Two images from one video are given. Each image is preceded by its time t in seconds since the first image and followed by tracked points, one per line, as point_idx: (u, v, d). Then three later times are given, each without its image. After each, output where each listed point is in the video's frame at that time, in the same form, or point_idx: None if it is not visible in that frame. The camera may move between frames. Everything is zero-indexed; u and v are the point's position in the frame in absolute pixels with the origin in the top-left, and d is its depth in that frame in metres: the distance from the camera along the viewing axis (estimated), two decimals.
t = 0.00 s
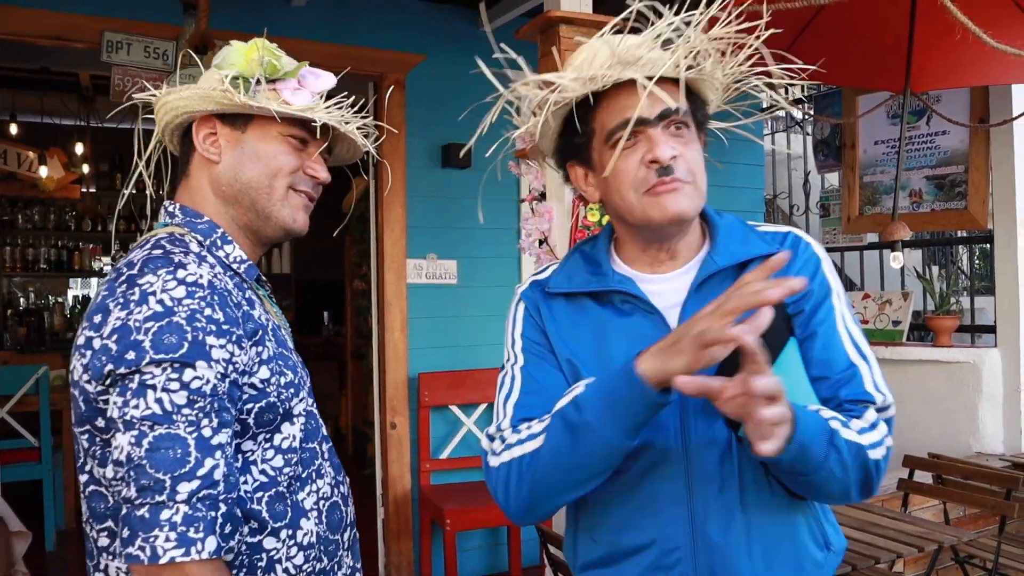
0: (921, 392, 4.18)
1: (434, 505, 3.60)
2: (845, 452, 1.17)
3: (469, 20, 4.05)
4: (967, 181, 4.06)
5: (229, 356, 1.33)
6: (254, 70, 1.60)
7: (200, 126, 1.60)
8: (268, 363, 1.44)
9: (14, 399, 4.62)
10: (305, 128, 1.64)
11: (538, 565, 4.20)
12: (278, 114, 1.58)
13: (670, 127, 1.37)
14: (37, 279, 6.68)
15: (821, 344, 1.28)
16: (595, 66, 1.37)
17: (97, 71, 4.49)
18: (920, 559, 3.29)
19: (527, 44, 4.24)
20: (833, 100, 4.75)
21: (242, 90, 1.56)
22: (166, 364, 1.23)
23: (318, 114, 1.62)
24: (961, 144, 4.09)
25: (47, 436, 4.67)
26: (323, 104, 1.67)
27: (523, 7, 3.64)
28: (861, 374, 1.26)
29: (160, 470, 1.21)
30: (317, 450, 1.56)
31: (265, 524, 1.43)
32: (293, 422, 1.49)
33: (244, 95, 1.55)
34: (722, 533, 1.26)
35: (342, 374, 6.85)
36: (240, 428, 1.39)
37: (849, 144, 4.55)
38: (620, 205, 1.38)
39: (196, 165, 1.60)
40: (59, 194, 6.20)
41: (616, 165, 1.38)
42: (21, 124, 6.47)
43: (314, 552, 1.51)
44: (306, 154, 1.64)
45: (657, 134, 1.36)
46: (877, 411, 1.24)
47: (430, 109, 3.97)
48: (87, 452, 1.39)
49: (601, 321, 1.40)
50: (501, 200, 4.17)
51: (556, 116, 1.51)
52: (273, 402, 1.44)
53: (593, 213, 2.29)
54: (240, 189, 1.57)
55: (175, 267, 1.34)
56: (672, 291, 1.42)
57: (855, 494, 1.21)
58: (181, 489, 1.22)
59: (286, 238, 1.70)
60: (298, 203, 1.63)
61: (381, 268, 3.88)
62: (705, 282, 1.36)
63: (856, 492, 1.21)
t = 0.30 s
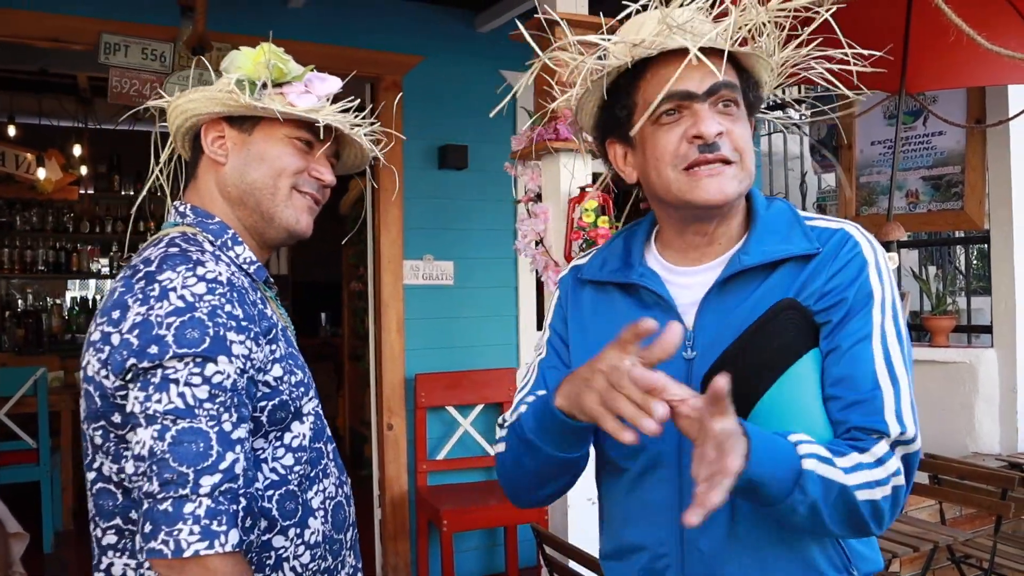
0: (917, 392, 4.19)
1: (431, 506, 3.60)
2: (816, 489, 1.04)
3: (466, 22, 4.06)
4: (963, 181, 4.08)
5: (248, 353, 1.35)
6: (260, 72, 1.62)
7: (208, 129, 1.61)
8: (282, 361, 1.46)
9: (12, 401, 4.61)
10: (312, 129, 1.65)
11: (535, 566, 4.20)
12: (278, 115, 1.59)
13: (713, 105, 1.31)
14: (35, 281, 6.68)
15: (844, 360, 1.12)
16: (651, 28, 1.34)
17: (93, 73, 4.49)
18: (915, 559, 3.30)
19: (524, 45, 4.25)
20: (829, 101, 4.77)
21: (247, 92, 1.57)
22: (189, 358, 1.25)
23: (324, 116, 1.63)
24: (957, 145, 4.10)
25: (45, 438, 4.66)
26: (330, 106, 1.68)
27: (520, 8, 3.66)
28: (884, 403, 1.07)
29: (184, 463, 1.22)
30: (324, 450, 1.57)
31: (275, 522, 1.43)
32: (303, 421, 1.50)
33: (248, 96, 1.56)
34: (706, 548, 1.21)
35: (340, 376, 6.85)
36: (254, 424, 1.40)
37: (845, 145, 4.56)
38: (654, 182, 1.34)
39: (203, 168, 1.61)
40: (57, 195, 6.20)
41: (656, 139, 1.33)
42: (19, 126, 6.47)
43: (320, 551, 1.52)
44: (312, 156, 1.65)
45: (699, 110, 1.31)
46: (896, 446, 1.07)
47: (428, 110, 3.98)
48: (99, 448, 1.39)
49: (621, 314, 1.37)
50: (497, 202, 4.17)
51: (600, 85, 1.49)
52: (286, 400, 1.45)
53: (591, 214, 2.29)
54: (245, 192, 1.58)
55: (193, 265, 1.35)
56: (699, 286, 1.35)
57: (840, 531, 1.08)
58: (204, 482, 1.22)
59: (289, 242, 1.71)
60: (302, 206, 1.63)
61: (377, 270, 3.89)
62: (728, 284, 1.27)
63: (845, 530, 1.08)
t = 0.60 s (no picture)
0: (909, 392, 4.20)
1: (425, 507, 3.60)
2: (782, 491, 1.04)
3: (460, 22, 4.06)
4: (954, 182, 4.09)
5: (259, 356, 1.36)
6: (265, 75, 1.61)
7: (211, 129, 1.60)
8: (285, 363, 1.47)
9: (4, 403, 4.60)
10: (315, 133, 1.65)
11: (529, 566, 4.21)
12: (286, 118, 1.59)
13: (686, 113, 1.29)
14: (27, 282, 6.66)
15: (821, 363, 1.12)
16: (638, 31, 1.30)
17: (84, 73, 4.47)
18: (908, 559, 3.31)
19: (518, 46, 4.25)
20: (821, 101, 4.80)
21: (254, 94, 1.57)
22: (206, 362, 1.26)
23: (328, 120, 1.63)
24: (949, 145, 4.11)
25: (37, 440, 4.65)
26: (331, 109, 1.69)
27: (513, 9, 3.65)
28: (857, 407, 1.08)
29: (202, 465, 1.23)
30: (319, 449, 1.57)
31: (276, 518, 1.43)
32: (302, 420, 1.51)
33: (255, 99, 1.56)
34: (678, 546, 1.23)
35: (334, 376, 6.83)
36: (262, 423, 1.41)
37: (837, 145, 4.58)
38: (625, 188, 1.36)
39: (206, 167, 1.60)
40: (49, 196, 6.18)
41: (624, 148, 1.34)
42: (10, 126, 6.45)
43: (313, 546, 1.52)
44: (315, 158, 1.65)
45: (671, 117, 1.30)
46: (868, 448, 1.07)
47: (421, 111, 3.98)
48: (104, 444, 1.39)
49: (606, 313, 1.38)
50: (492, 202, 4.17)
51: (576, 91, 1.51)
52: (288, 400, 1.46)
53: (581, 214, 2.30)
54: (249, 193, 1.58)
55: (203, 266, 1.36)
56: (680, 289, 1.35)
57: (812, 534, 1.08)
58: (221, 482, 1.24)
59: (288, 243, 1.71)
60: (303, 207, 1.64)
61: (371, 271, 3.89)
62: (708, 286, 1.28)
63: (817, 532, 1.08)
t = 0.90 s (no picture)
0: (906, 393, 4.20)
1: (421, 508, 3.59)
2: (671, 472, 1.02)
3: (456, 24, 4.06)
4: (951, 184, 4.09)
5: (253, 350, 1.38)
6: (253, 87, 1.59)
7: (196, 136, 1.58)
8: (274, 357, 1.47)
9: None
10: (299, 142, 1.64)
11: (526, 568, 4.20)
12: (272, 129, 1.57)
13: (598, 136, 1.35)
14: (22, 284, 6.64)
15: (760, 363, 1.10)
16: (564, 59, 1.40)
17: (81, 75, 4.46)
18: (906, 560, 3.30)
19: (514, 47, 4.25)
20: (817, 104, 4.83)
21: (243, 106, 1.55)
22: (204, 355, 1.28)
23: (312, 132, 1.62)
24: (946, 147, 4.12)
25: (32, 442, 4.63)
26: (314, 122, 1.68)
27: (510, 10, 3.65)
28: (783, 410, 1.05)
29: (203, 451, 1.24)
30: (302, 440, 1.56)
31: (265, 502, 1.42)
32: (288, 411, 1.51)
33: (243, 110, 1.55)
34: (614, 529, 1.28)
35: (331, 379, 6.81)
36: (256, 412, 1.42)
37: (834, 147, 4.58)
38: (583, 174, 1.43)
39: (191, 172, 1.59)
40: (45, 198, 6.17)
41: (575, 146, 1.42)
42: (6, 128, 6.43)
43: (298, 531, 1.51)
44: (296, 166, 1.64)
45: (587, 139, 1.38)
46: (783, 451, 1.05)
47: (418, 112, 3.97)
48: (101, 437, 1.38)
49: (600, 304, 1.42)
50: (487, 204, 4.16)
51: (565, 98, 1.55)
52: (275, 392, 1.46)
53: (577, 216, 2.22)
54: (233, 198, 1.57)
55: (197, 266, 1.37)
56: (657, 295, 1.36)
57: (710, 528, 1.06)
58: (221, 467, 1.25)
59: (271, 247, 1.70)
60: (285, 212, 1.63)
61: (368, 272, 3.87)
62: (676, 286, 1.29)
63: (712, 524, 1.05)
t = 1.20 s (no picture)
0: (904, 394, 4.20)
1: (420, 510, 3.58)
2: (546, 498, 1.05)
3: (454, 25, 4.06)
4: (948, 185, 4.10)
5: (237, 349, 1.39)
6: (223, 108, 1.57)
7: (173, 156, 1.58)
8: (257, 356, 1.47)
9: None
10: (270, 155, 1.62)
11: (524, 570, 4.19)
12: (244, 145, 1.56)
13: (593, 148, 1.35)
14: (20, 286, 6.63)
15: (690, 387, 1.07)
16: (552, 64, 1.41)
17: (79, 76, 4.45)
18: (904, 561, 3.30)
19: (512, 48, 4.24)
20: (816, 105, 4.84)
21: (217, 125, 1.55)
22: (191, 353, 1.29)
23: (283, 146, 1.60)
24: (943, 148, 4.12)
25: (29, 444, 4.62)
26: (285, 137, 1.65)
27: (509, 11, 3.64)
28: (690, 440, 1.02)
29: (189, 440, 1.25)
30: (281, 433, 1.56)
31: (247, 486, 1.43)
32: (268, 406, 1.51)
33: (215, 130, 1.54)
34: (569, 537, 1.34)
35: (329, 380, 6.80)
36: (244, 405, 1.43)
37: (833, 148, 4.58)
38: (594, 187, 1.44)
39: (171, 191, 1.59)
40: (42, 200, 6.17)
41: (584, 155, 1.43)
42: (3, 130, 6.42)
43: (274, 514, 1.50)
44: (270, 177, 1.63)
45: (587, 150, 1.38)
46: (682, 486, 1.01)
47: (415, 113, 3.96)
48: (102, 431, 1.38)
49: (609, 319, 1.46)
50: (485, 205, 4.15)
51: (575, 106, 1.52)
52: (258, 387, 1.47)
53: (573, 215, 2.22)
54: (211, 212, 1.56)
55: (185, 274, 1.38)
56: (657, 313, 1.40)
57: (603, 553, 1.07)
58: (206, 453, 1.26)
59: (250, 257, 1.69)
60: (260, 223, 1.62)
61: (366, 273, 3.87)
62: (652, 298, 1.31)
63: (602, 549, 1.06)
